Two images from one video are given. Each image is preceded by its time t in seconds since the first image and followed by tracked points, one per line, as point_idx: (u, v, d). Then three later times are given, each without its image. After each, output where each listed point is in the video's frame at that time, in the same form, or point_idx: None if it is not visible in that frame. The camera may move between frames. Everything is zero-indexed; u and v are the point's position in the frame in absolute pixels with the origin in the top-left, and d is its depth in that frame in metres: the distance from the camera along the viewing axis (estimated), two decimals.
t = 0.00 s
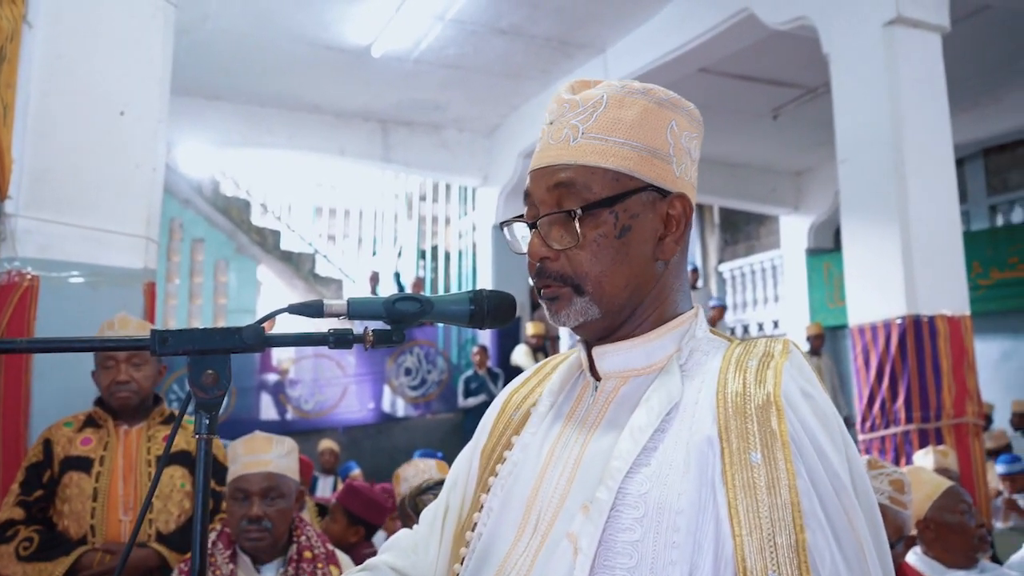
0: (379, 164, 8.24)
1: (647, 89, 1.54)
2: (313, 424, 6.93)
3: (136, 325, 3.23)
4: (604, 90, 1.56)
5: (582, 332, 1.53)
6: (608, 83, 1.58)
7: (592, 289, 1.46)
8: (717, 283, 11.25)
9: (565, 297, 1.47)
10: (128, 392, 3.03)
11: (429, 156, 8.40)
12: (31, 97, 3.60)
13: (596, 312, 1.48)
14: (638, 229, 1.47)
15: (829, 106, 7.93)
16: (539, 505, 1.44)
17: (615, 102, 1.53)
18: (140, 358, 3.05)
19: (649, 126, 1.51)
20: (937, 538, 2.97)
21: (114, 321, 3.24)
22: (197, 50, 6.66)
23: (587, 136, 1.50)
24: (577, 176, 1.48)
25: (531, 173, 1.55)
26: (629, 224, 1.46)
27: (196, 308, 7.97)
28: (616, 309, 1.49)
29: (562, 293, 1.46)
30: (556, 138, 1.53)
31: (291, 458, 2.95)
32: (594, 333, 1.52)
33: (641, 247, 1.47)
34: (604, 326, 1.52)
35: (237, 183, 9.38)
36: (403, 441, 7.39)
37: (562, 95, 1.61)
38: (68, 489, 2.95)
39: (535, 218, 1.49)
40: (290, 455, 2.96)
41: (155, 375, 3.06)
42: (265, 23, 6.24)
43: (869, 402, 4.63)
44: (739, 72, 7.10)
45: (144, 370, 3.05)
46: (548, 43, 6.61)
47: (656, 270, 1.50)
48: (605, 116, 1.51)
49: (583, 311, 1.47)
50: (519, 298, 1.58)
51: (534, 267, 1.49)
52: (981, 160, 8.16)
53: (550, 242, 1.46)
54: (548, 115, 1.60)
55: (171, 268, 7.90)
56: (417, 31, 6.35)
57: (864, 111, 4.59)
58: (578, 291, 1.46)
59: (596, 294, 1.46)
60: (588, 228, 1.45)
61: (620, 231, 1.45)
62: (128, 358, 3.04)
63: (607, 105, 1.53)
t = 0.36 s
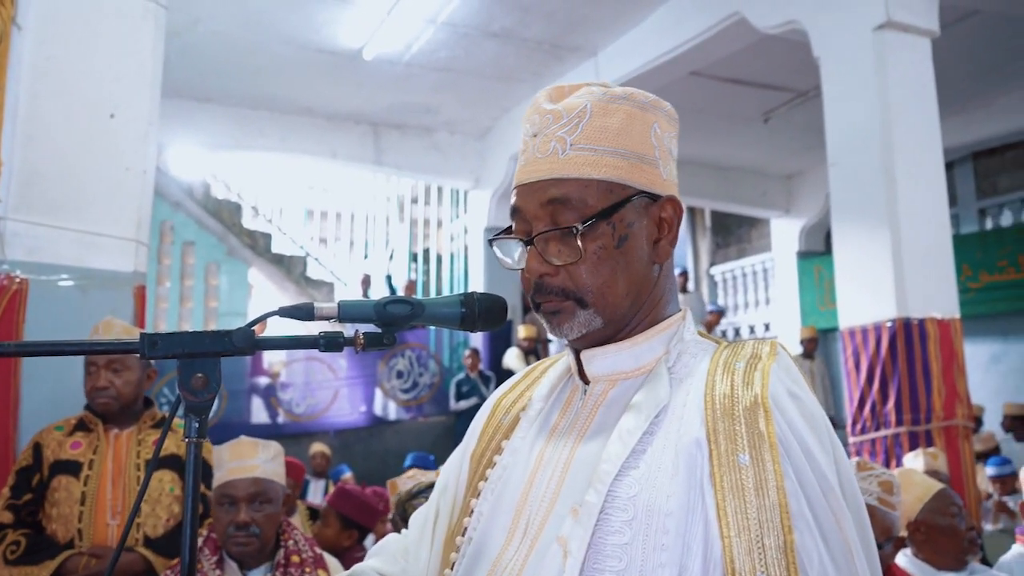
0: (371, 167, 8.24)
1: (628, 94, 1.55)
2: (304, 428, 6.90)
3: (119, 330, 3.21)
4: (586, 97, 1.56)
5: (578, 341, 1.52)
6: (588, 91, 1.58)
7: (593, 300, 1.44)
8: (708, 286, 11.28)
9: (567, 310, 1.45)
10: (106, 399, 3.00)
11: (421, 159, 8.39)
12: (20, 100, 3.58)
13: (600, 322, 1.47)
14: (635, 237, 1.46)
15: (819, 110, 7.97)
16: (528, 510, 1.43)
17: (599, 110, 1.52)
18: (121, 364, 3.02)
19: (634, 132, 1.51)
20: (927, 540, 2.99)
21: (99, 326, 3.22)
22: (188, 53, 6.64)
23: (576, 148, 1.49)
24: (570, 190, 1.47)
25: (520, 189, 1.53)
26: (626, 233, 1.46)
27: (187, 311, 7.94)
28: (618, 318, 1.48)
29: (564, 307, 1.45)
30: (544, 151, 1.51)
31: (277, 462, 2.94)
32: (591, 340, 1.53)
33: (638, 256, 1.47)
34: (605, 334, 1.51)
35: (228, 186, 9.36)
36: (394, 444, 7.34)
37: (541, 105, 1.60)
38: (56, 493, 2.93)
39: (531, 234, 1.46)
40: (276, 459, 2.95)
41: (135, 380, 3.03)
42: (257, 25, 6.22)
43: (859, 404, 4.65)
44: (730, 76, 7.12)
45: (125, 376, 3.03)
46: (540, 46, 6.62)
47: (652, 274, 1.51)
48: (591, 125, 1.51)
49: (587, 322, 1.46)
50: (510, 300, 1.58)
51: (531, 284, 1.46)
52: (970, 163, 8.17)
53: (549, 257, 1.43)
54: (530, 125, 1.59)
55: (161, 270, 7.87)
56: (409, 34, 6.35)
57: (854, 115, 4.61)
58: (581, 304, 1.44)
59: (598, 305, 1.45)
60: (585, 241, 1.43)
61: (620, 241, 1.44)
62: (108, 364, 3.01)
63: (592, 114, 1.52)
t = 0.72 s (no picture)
0: (363, 170, 8.23)
1: (616, 98, 1.55)
2: (296, 430, 6.88)
3: (106, 333, 3.22)
4: (574, 101, 1.55)
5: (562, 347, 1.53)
6: (574, 95, 1.57)
7: (584, 307, 1.45)
8: (700, 289, 11.30)
9: (558, 316, 1.45)
10: (92, 401, 2.99)
11: (413, 162, 8.39)
12: (11, 102, 3.56)
13: (590, 328, 1.47)
14: (624, 244, 1.48)
15: (810, 114, 8.00)
16: (516, 514, 1.42)
17: (589, 115, 1.52)
18: (107, 366, 3.01)
19: (623, 138, 1.53)
20: (908, 542, 3.01)
21: (86, 329, 3.23)
22: (179, 55, 6.62)
23: (566, 154, 1.48)
24: (562, 197, 1.47)
25: (508, 195, 1.51)
26: (616, 239, 1.47)
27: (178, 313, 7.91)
28: (608, 324, 1.49)
29: (555, 313, 1.45)
30: (533, 157, 1.50)
31: (262, 466, 2.94)
32: (578, 345, 1.53)
33: (627, 262, 1.49)
34: (592, 338, 1.52)
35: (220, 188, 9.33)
36: (386, 447, 7.36)
37: (527, 108, 1.59)
38: (43, 497, 2.91)
39: (522, 241, 1.46)
40: (261, 463, 2.95)
41: (121, 383, 3.02)
42: (249, 28, 6.22)
43: (850, 408, 4.67)
44: (722, 80, 7.14)
45: (111, 378, 3.02)
46: (533, 50, 6.63)
47: (639, 279, 1.52)
48: (581, 131, 1.50)
49: (578, 328, 1.46)
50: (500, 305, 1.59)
51: (521, 291, 1.45)
52: (959, 168, 8.28)
53: (541, 264, 1.43)
54: (517, 129, 1.57)
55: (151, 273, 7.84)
56: (401, 37, 6.35)
57: (845, 119, 4.63)
58: (572, 310, 1.44)
59: (589, 311, 1.46)
60: (578, 247, 1.44)
61: (611, 248, 1.46)
62: (94, 366, 3.00)
63: (582, 118, 1.52)
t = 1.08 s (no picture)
0: (358, 173, 8.23)
1: (603, 103, 1.57)
2: (291, 434, 6.87)
3: (96, 337, 3.20)
4: (564, 106, 1.55)
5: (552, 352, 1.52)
6: (563, 100, 1.58)
7: (577, 313, 1.45)
8: (695, 292, 11.31)
9: (551, 322, 1.45)
10: (84, 406, 2.98)
11: (407, 165, 8.39)
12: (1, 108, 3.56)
13: (582, 334, 1.47)
14: (616, 249, 1.48)
15: (803, 117, 8.02)
16: (514, 518, 1.42)
17: (580, 121, 1.53)
18: (98, 371, 3.00)
19: (613, 143, 1.54)
20: (893, 542, 3.03)
21: (77, 334, 3.22)
22: (172, 59, 6.62)
23: (559, 160, 1.48)
24: (554, 203, 1.47)
25: (499, 201, 1.50)
26: (608, 245, 1.47)
27: (172, 317, 7.89)
28: (599, 329, 1.49)
29: (548, 320, 1.44)
30: (525, 162, 1.50)
31: (252, 472, 2.93)
32: (567, 350, 1.52)
33: (618, 267, 1.49)
34: (582, 343, 1.52)
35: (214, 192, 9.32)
36: (380, 451, 7.35)
37: (516, 114, 1.59)
38: (33, 502, 2.91)
39: (515, 248, 1.45)
40: (250, 469, 2.94)
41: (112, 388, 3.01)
42: (241, 31, 6.21)
43: (844, 410, 4.68)
44: (715, 83, 7.15)
45: (103, 383, 3.01)
46: (526, 53, 6.64)
47: (628, 283, 1.53)
48: (573, 136, 1.51)
49: (571, 334, 1.46)
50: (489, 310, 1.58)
51: (513, 297, 1.44)
52: (953, 170, 8.29)
53: (534, 271, 1.43)
54: (506, 134, 1.57)
55: (145, 277, 7.82)
56: (395, 40, 6.35)
57: (838, 121, 4.64)
58: (565, 316, 1.44)
59: (582, 316, 1.45)
60: (574, 253, 1.44)
61: (604, 253, 1.46)
62: (86, 371, 2.99)
63: (573, 124, 1.53)
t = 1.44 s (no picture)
0: (359, 168, 8.22)
1: (606, 96, 1.56)
2: (293, 429, 6.87)
3: (100, 333, 3.21)
4: (567, 99, 1.55)
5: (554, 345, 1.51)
6: (565, 92, 1.57)
7: (579, 306, 1.44)
8: (696, 286, 11.29)
9: (553, 316, 1.44)
10: (93, 401, 3.00)
11: (408, 160, 8.38)
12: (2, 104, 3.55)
13: (584, 328, 1.46)
14: (618, 242, 1.48)
15: (805, 111, 8.00)
16: (518, 510, 1.42)
17: (583, 114, 1.52)
18: (106, 366, 3.02)
19: (615, 136, 1.53)
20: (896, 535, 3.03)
21: (80, 329, 3.22)
22: (172, 54, 6.60)
23: (563, 152, 1.48)
24: (557, 196, 1.46)
25: (502, 193, 1.50)
26: (611, 238, 1.47)
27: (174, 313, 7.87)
28: (601, 323, 1.48)
29: (550, 313, 1.44)
30: (528, 155, 1.49)
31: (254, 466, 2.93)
32: (569, 343, 1.52)
33: (621, 260, 1.48)
34: (583, 336, 1.51)
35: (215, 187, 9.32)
36: (382, 446, 7.28)
37: (519, 106, 1.58)
38: (35, 498, 2.90)
39: (518, 241, 1.44)
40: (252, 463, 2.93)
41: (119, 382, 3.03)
42: (242, 27, 6.21)
43: (846, 404, 4.67)
44: (716, 76, 7.14)
45: (110, 377, 3.03)
46: (527, 47, 6.62)
47: (629, 276, 1.53)
48: (576, 129, 1.50)
49: (573, 328, 1.45)
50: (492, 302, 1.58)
51: (516, 290, 1.43)
52: (954, 163, 8.28)
53: (537, 263, 1.42)
54: (508, 127, 1.56)
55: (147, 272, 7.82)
56: (395, 35, 6.34)
57: (840, 114, 4.63)
58: (567, 309, 1.43)
59: (584, 309, 1.44)
60: (578, 246, 1.43)
61: (606, 247, 1.45)
62: (93, 366, 2.99)
63: (575, 117, 1.52)
